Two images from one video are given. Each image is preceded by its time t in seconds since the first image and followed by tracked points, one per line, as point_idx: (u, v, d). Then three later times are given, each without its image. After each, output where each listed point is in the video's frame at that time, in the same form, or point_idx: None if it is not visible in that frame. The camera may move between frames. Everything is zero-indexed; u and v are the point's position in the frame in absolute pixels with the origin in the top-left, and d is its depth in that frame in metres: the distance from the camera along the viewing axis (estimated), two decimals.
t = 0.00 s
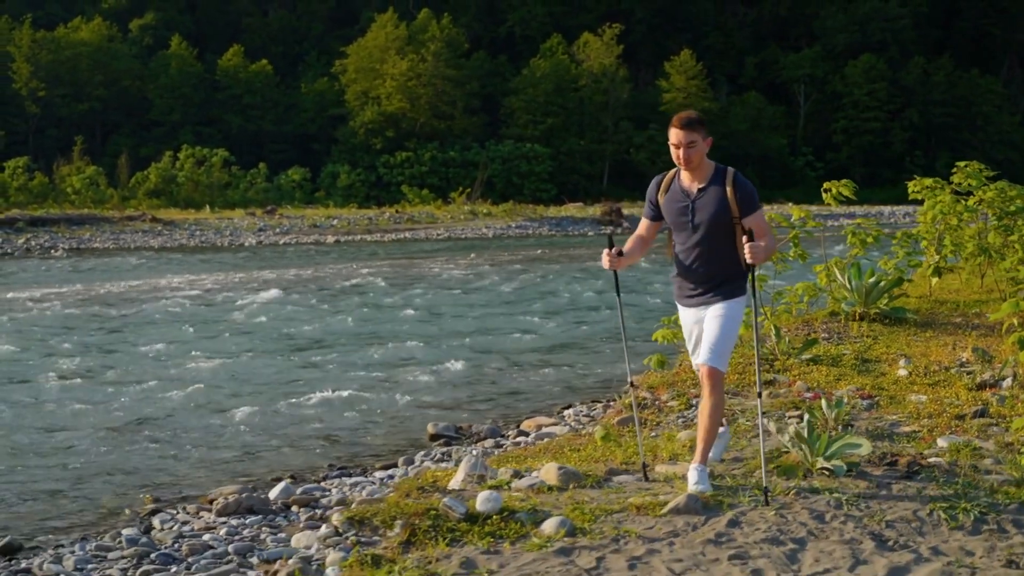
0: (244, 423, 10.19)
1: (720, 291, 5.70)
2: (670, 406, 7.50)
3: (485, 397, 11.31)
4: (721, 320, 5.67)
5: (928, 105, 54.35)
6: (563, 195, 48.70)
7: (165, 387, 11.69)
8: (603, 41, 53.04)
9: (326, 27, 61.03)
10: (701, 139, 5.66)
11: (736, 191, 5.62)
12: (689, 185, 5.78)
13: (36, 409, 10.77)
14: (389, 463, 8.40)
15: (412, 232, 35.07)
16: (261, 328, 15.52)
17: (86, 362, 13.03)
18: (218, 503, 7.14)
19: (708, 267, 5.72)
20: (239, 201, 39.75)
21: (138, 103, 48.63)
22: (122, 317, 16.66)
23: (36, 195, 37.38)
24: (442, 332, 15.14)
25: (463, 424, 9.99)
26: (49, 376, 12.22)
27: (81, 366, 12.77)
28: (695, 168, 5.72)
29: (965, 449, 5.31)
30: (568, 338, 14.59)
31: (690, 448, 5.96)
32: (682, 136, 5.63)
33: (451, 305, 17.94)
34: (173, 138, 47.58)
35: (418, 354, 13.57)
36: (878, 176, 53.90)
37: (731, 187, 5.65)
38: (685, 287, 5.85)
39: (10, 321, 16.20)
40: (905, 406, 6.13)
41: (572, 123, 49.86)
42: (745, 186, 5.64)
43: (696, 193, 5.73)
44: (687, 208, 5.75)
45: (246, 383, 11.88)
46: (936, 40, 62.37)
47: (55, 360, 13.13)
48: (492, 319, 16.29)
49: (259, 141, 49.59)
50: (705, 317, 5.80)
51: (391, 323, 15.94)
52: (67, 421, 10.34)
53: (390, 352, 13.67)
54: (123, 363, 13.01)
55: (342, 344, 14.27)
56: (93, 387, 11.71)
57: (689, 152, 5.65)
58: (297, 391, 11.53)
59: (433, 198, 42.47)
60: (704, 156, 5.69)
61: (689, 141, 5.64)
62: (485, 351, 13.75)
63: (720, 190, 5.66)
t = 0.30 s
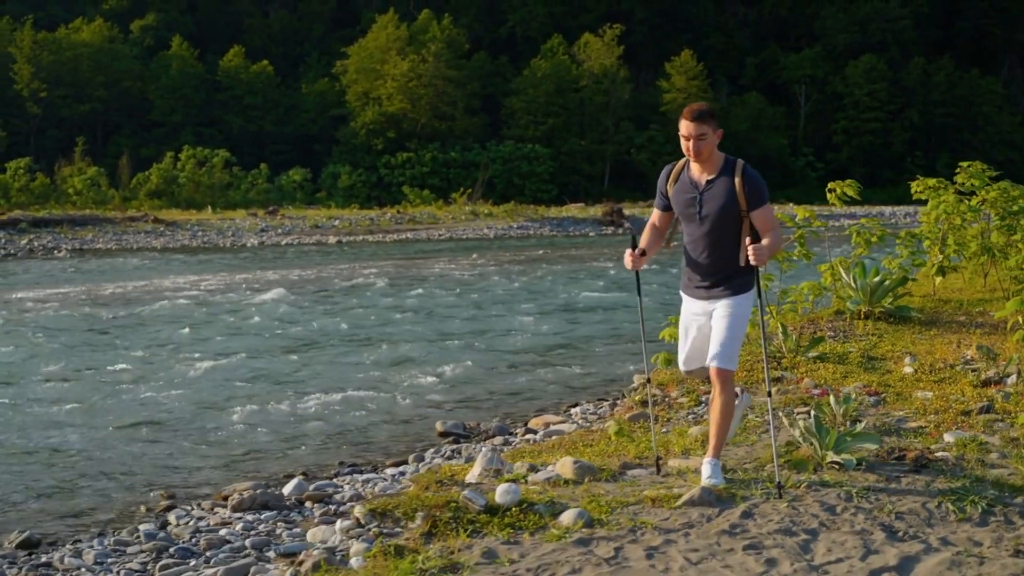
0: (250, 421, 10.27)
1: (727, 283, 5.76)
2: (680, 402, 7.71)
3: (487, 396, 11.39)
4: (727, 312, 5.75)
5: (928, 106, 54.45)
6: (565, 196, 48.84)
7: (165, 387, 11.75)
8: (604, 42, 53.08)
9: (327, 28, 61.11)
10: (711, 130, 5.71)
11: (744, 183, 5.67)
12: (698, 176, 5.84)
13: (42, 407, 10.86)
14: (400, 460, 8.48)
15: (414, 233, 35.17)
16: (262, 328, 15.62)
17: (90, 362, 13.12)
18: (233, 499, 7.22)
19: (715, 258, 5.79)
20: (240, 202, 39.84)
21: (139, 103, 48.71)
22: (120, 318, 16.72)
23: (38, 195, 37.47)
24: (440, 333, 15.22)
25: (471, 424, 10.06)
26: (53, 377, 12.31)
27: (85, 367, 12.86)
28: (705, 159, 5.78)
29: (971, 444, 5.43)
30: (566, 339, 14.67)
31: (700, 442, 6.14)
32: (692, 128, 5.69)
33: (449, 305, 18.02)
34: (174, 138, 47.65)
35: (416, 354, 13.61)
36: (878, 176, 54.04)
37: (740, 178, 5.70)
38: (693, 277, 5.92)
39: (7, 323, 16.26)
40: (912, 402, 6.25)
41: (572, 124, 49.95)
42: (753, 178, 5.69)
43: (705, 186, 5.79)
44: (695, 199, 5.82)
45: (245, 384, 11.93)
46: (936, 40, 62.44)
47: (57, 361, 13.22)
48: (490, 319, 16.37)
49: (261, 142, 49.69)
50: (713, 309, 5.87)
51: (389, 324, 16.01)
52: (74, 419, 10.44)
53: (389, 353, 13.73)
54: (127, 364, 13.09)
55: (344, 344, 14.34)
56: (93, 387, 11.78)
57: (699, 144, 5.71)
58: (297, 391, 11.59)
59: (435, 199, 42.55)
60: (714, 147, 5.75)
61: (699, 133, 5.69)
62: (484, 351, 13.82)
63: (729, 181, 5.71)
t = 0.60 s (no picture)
0: (257, 419, 10.38)
1: (732, 271, 5.87)
2: (688, 397, 7.92)
3: (489, 395, 11.49)
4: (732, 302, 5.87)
5: (929, 106, 54.60)
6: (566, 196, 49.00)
7: (163, 387, 11.83)
8: (604, 42, 53.17)
9: (327, 29, 61.22)
10: (719, 117, 5.80)
11: (751, 170, 5.76)
12: (706, 164, 5.94)
13: (51, 406, 10.97)
14: (410, 456, 8.60)
15: (416, 233, 35.30)
16: (264, 328, 15.75)
17: (95, 362, 13.23)
18: (248, 493, 7.35)
19: (721, 247, 5.89)
20: (242, 202, 39.94)
21: (140, 104, 48.78)
22: (113, 318, 16.72)
23: (39, 196, 37.54)
24: (436, 332, 15.28)
25: (477, 421, 10.19)
26: (59, 376, 12.42)
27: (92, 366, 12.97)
28: (713, 145, 5.87)
29: (975, 437, 5.56)
30: (564, 338, 14.75)
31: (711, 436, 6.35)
32: (701, 114, 5.78)
33: (446, 305, 18.08)
34: (175, 139, 47.73)
35: (405, 354, 13.67)
36: (879, 177, 54.17)
37: (747, 166, 5.79)
38: (698, 265, 6.02)
39: (3, 323, 16.29)
40: (917, 397, 6.38)
41: (573, 125, 50.07)
42: (761, 167, 5.77)
43: (713, 173, 5.89)
44: (703, 186, 5.91)
45: (241, 383, 12.00)
46: (936, 41, 62.58)
47: (63, 361, 13.33)
48: (486, 319, 16.42)
49: (262, 143, 49.80)
50: (720, 297, 5.97)
51: (384, 323, 16.05)
52: (82, 417, 10.55)
53: (389, 352, 13.82)
54: (133, 363, 13.21)
55: (347, 343, 14.46)
56: (91, 386, 11.85)
57: (707, 129, 5.80)
58: (292, 390, 11.67)
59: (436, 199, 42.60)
60: (722, 135, 5.84)
61: (707, 119, 5.78)
62: (477, 350, 13.89)
63: (737, 169, 5.80)
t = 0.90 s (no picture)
0: (262, 417, 10.47)
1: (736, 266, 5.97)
2: (697, 393, 8.23)
3: (493, 392, 11.60)
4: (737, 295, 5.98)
5: (929, 107, 54.73)
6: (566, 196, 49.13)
7: (166, 386, 11.92)
8: (604, 43, 53.29)
9: (328, 29, 61.33)
10: (724, 111, 5.90)
11: (756, 165, 5.86)
12: (712, 159, 6.03)
13: (55, 405, 11.05)
14: (420, 452, 8.71)
15: (417, 233, 35.42)
16: (260, 327, 15.83)
17: (95, 362, 13.30)
18: (261, 488, 7.46)
19: (726, 241, 5.99)
20: (243, 203, 40.05)
21: (140, 104, 48.87)
22: (109, 319, 16.74)
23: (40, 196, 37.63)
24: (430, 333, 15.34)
25: (483, 417, 10.30)
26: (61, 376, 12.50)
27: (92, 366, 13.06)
28: (718, 140, 5.97)
29: (979, 430, 5.68)
30: (563, 338, 14.84)
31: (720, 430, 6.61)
32: (706, 108, 5.88)
33: (445, 305, 18.16)
34: (176, 139, 47.81)
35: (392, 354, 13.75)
36: (879, 177, 54.30)
37: (752, 161, 5.89)
38: (702, 258, 6.11)
39: (5, 323, 16.38)
40: (921, 392, 6.50)
41: (573, 125, 50.19)
42: (766, 162, 5.87)
43: (718, 167, 5.98)
44: (708, 180, 6.00)
45: (233, 382, 12.08)
46: (936, 41, 62.70)
47: (64, 360, 13.41)
48: (479, 319, 16.49)
49: (262, 143, 49.92)
50: (723, 290, 6.07)
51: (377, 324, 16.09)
52: (87, 416, 10.64)
53: (389, 352, 13.92)
54: (134, 362, 13.29)
55: (347, 343, 14.55)
56: (85, 387, 11.91)
57: (712, 123, 5.90)
58: (294, 390, 11.77)
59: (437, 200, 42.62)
60: (727, 129, 5.94)
61: (712, 112, 5.88)
62: (467, 350, 13.97)
63: (742, 163, 5.90)
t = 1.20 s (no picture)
0: (268, 414, 10.57)
1: (743, 271, 6.00)
2: (706, 385, 8.41)
3: (495, 390, 11.71)
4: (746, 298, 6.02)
5: (929, 107, 54.87)
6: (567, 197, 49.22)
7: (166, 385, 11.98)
8: (605, 43, 53.45)
9: (328, 30, 61.45)
10: (728, 117, 5.94)
11: (763, 170, 5.92)
12: (716, 165, 6.04)
13: (57, 404, 11.12)
14: (431, 446, 8.84)
15: (418, 233, 35.54)
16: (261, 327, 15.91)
17: (95, 361, 13.36)
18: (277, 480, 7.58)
19: (733, 247, 6.01)
20: (244, 203, 40.17)
21: (141, 105, 48.98)
22: (107, 319, 16.79)
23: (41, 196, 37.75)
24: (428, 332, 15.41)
25: (490, 413, 10.41)
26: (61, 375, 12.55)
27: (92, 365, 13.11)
28: (722, 146, 5.99)
29: (984, 421, 5.82)
30: (561, 338, 14.93)
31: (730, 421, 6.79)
32: (711, 113, 5.91)
33: (443, 305, 18.22)
34: (176, 139, 47.91)
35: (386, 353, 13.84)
36: (879, 177, 54.42)
37: (758, 166, 5.94)
38: (705, 265, 6.11)
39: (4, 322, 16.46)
40: (927, 385, 6.65)
41: (573, 126, 50.32)
42: (772, 167, 5.94)
43: (724, 174, 6.00)
44: (714, 187, 6.01)
45: (233, 381, 12.15)
46: (935, 42, 62.84)
47: (64, 360, 13.47)
48: (474, 318, 16.55)
49: (263, 143, 50.02)
50: (727, 295, 6.10)
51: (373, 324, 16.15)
52: (91, 413, 10.71)
53: (388, 351, 14.01)
54: (134, 362, 13.35)
55: (346, 343, 14.62)
56: (85, 386, 11.98)
57: (717, 129, 5.93)
58: (295, 388, 11.85)
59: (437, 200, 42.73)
60: (731, 135, 5.97)
61: (717, 118, 5.92)
62: (461, 349, 14.05)
63: (748, 170, 5.94)
